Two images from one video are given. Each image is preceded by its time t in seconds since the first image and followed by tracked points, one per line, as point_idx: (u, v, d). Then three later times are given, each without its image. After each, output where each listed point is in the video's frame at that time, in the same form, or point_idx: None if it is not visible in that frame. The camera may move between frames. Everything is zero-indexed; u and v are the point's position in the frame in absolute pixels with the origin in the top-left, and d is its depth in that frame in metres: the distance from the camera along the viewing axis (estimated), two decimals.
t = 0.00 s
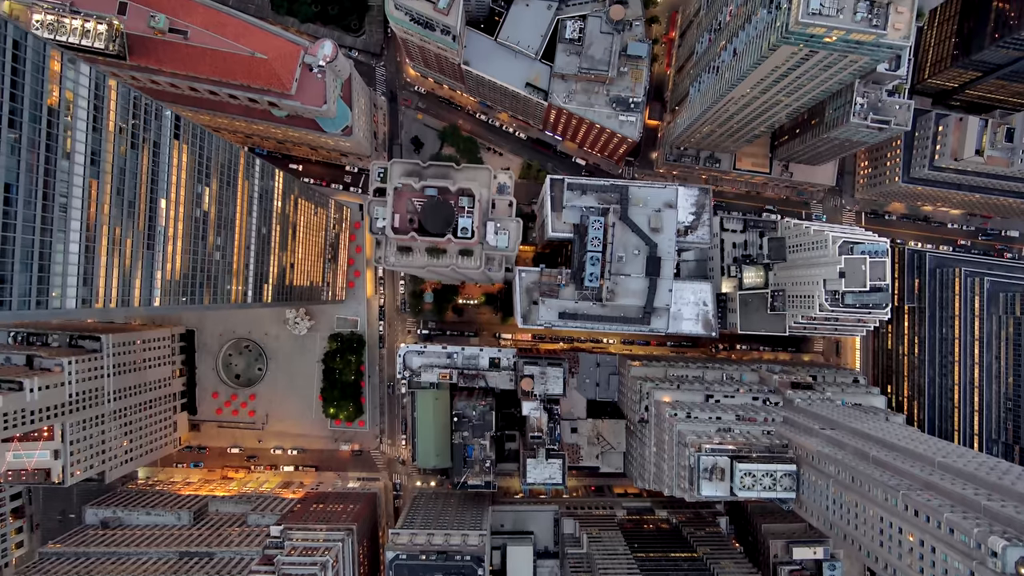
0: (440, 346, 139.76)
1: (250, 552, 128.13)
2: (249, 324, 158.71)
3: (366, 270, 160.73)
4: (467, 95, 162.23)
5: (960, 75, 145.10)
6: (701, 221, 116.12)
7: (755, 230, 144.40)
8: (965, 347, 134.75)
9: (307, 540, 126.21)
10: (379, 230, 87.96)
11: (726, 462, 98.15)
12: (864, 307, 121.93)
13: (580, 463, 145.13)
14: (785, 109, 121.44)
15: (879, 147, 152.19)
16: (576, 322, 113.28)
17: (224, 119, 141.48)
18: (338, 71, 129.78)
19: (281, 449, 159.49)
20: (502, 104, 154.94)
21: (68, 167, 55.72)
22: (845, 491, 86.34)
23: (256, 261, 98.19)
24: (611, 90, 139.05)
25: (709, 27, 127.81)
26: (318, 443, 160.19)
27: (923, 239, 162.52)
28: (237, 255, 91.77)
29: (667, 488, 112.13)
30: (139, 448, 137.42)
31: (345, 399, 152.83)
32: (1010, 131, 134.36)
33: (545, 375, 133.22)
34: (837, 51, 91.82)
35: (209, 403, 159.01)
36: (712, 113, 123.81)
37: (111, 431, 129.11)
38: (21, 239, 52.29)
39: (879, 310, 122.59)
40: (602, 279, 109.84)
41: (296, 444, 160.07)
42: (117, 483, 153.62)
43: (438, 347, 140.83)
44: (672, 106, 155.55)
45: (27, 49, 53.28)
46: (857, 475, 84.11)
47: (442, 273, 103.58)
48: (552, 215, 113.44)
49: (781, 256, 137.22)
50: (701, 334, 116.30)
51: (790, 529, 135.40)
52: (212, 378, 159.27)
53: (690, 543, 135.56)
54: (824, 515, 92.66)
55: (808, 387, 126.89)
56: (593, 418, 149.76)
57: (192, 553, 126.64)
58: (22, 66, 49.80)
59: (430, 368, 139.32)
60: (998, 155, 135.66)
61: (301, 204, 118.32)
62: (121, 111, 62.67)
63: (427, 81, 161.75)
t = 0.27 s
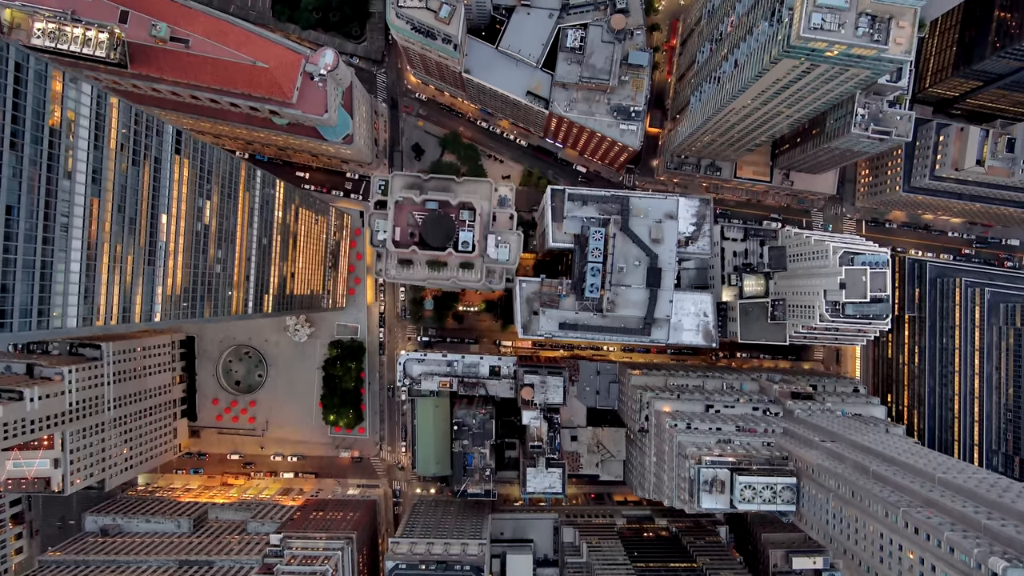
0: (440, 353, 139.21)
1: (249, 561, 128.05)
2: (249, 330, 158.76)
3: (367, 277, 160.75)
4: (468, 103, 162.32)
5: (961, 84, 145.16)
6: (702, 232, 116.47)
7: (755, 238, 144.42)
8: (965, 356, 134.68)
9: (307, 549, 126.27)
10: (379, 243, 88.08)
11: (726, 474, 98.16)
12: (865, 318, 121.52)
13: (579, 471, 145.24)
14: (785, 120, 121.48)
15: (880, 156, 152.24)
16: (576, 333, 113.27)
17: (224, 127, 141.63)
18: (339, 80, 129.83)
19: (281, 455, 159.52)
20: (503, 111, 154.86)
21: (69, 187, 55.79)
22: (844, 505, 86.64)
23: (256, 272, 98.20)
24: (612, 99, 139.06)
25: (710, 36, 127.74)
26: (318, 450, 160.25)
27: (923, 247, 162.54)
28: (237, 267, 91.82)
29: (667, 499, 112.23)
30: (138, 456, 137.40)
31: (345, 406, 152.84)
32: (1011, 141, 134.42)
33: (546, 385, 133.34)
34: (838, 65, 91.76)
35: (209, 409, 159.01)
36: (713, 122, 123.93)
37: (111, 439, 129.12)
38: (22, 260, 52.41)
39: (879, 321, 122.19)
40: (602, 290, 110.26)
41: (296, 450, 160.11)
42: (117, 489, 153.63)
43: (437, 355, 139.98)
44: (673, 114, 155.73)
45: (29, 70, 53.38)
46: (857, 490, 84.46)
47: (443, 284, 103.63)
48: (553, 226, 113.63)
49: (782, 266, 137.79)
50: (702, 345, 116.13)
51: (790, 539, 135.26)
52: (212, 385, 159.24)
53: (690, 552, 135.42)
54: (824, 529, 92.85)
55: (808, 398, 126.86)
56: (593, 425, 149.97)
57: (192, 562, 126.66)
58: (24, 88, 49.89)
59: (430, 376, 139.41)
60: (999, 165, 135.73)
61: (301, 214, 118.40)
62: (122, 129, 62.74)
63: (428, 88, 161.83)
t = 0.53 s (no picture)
0: (440, 361, 139.31)
1: (248, 570, 127.66)
2: (249, 337, 158.79)
3: (367, 284, 160.58)
4: (469, 110, 162.26)
5: (961, 94, 145.16)
6: (702, 243, 116.70)
7: (756, 247, 145.57)
8: (965, 366, 134.40)
9: (306, 558, 126.13)
10: (380, 256, 88.14)
11: (726, 486, 98.11)
12: (865, 329, 121.62)
13: (579, 479, 145.21)
14: (787, 130, 121.44)
15: (881, 165, 152.20)
16: (576, 343, 113.25)
17: (225, 134, 141.69)
18: (340, 88, 129.72)
19: (281, 462, 159.42)
20: (503, 118, 154.78)
21: (70, 207, 55.71)
22: (845, 520, 86.97)
23: (257, 283, 98.06)
24: (613, 108, 138.93)
25: (711, 46, 127.76)
26: (318, 457, 160.16)
27: (924, 255, 162.49)
28: (238, 279, 91.78)
29: (667, 510, 112.13)
30: (138, 463, 137.27)
31: (344, 413, 152.70)
32: (1012, 151, 134.96)
33: (546, 394, 133.25)
34: (839, 79, 91.75)
35: (209, 415, 158.97)
36: (714, 132, 123.89)
37: (111, 446, 129.01)
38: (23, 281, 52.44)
39: (880, 331, 122.30)
40: (603, 301, 110.26)
41: (296, 457, 160.01)
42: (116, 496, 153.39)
43: (437, 363, 140.20)
44: (673, 122, 155.81)
45: (30, 89, 53.37)
46: (858, 505, 84.81)
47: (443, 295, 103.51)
48: (554, 236, 113.82)
49: (782, 275, 137.91)
50: (702, 356, 116.19)
51: (789, 548, 134.97)
52: (212, 391, 159.18)
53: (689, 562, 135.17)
54: (824, 543, 93.00)
55: (808, 408, 126.85)
56: (593, 434, 150.07)
57: (191, 570, 126.51)
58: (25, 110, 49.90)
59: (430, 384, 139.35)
60: (1000, 176, 136.11)
61: (302, 223, 118.32)
62: (123, 146, 62.63)
63: (428, 95, 161.69)
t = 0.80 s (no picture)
0: (440, 369, 139.39)
1: None
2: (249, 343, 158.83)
3: (367, 291, 160.52)
4: (470, 117, 162.21)
5: (963, 103, 145.14)
6: (703, 254, 116.94)
7: (757, 255, 143.55)
8: (965, 376, 134.42)
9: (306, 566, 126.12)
10: (380, 268, 88.20)
11: (726, 499, 98.08)
12: (865, 340, 121.43)
13: (579, 487, 145.35)
14: (787, 141, 121.49)
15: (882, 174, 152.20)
16: (576, 354, 113.20)
17: (226, 141, 141.84)
18: (341, 96, 129.71)
19: (280, 469, 159.45)
20: (504, 126, 154.76)
21: (71, 226, 55.73)
22: (844, 535, 87.27)
23: (257, 294, 98.13)
24: (613, 116, 138.87)
25: (712, 56, 127.74)
26: (317, 463, 160.18)
27: (924, 264, 162.45)
28: (239, 290, 91.87)
29: (666, 520, 112.24)
30: (138, 470, 137.29)
31: (344, 419, 152.59)
32: (1013, 161, 134.33)
33: (546, 403, 133.29)
34: (840, 93, 91.70)
35: (209, 422, 158.94)
36: (715, 142, 123.92)
37: (110, 454, 128.99)
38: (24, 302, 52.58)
39: (879, 342, 122.10)
40: (603, 311, 110.33)
41: (296, 464, 160.04)
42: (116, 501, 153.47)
43: (438, 371, 140.35)
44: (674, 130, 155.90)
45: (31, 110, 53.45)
46: (858, 520, 85.29)
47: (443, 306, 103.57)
48: (555, 246, 114.02)
49: (783, 284, 137.92)
50: (703, 366, 116.33)
51: (788, 558, 134.84)
52: (212, 397, 159.15)
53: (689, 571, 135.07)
54: (824, 556, 93.27)
55: (808, 418, 126.86)
56: (593, 442, 150.06)
57: None
58: (27, 132, 49.93)
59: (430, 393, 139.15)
60: (1001, 186, 135.82)
61: (303, 232, 118.33)
62: (125, 162, 62.57)
63: (430, 102, 161.65)
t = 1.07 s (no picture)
0: (440, 378, 139.32)
1: None
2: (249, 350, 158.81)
3: (368, 298, 160.43)
4: (471, 124, 162.17)
5: (963, 113, 145.14)
6: (704, 264, 117.17)
7: (757, 264, 145.21)
8: (965, 387, 134.11)
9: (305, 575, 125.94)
10: (381, 280, 88.08)
11: (726, 511, 98.17)
12: (866, 351, 121.21)
13: (578, 495, 145.34)
14: (788, 151, 121.52)
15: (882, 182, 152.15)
16: (577, 364, 113.03)
17: (227, 149, 141.89)
18: (342, 105, 129.68)
19: (280, 475, 159.41)
20: (505, 133, 154.71)
21: (72, 245, 55.77)
22: (845, 549, 87.43)
23: (258, 305, 98.11)
24: (614, 125, 138.74)
25: (713, 66, 127.70)
26: (317, 470, 160.14)
27: (924, 272, 162.36)
28: (239, 301, 91.87)
29: (666, 531, 112.29)
30: (138, 477, 137.25)
31: (344, 426, 152.54)
32: (1015, 172, 134.16)
33: (546, 412, 133.29)
34: (842, 107, 91.72)
35: (208, 428, 158.93)
36: (715, 152, 123.92)
37: (110, 461, 128.92)
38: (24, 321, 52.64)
39: (880, 353, 121.60)
40: (603, 322, 110.25)
41: (296, 470, 160.00)
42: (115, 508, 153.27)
43: (437, 379, 140.16)
44: (675, 138, 155.93)
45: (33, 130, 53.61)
46: (858, 535, 85.60)
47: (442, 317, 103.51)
48: (556, 257, 114.16)
49: (783, 293, 137.76)
50: (703, 377, 117.15)
51: (788, 568, 134.82)
52: (212, 404, 159.17)
53: None
54: (824, 570, 93.40)
55: (808, 428, 126.90)
56: (593, 450, 150.06)
57: None
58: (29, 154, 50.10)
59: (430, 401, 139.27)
60: (1001, 196, 135.61)
61: (303, 241, 118.29)
62: (126, 179, 62.57)
63: (431, 109, 161.41)
